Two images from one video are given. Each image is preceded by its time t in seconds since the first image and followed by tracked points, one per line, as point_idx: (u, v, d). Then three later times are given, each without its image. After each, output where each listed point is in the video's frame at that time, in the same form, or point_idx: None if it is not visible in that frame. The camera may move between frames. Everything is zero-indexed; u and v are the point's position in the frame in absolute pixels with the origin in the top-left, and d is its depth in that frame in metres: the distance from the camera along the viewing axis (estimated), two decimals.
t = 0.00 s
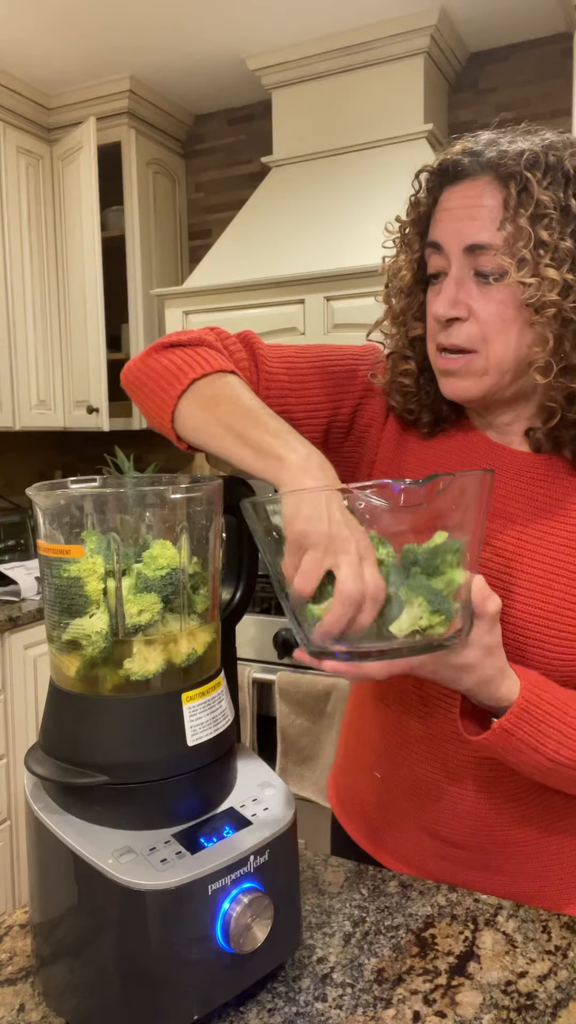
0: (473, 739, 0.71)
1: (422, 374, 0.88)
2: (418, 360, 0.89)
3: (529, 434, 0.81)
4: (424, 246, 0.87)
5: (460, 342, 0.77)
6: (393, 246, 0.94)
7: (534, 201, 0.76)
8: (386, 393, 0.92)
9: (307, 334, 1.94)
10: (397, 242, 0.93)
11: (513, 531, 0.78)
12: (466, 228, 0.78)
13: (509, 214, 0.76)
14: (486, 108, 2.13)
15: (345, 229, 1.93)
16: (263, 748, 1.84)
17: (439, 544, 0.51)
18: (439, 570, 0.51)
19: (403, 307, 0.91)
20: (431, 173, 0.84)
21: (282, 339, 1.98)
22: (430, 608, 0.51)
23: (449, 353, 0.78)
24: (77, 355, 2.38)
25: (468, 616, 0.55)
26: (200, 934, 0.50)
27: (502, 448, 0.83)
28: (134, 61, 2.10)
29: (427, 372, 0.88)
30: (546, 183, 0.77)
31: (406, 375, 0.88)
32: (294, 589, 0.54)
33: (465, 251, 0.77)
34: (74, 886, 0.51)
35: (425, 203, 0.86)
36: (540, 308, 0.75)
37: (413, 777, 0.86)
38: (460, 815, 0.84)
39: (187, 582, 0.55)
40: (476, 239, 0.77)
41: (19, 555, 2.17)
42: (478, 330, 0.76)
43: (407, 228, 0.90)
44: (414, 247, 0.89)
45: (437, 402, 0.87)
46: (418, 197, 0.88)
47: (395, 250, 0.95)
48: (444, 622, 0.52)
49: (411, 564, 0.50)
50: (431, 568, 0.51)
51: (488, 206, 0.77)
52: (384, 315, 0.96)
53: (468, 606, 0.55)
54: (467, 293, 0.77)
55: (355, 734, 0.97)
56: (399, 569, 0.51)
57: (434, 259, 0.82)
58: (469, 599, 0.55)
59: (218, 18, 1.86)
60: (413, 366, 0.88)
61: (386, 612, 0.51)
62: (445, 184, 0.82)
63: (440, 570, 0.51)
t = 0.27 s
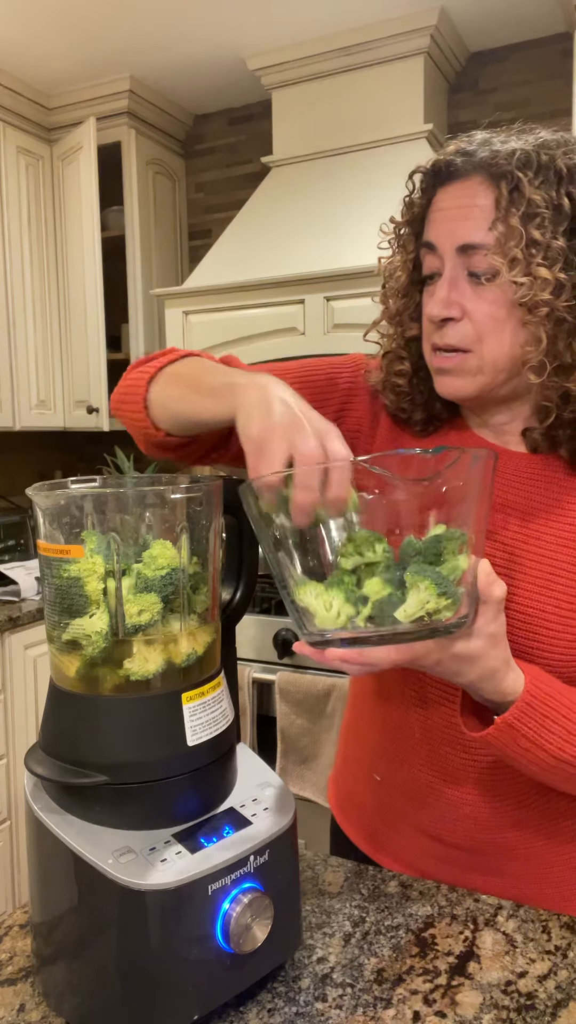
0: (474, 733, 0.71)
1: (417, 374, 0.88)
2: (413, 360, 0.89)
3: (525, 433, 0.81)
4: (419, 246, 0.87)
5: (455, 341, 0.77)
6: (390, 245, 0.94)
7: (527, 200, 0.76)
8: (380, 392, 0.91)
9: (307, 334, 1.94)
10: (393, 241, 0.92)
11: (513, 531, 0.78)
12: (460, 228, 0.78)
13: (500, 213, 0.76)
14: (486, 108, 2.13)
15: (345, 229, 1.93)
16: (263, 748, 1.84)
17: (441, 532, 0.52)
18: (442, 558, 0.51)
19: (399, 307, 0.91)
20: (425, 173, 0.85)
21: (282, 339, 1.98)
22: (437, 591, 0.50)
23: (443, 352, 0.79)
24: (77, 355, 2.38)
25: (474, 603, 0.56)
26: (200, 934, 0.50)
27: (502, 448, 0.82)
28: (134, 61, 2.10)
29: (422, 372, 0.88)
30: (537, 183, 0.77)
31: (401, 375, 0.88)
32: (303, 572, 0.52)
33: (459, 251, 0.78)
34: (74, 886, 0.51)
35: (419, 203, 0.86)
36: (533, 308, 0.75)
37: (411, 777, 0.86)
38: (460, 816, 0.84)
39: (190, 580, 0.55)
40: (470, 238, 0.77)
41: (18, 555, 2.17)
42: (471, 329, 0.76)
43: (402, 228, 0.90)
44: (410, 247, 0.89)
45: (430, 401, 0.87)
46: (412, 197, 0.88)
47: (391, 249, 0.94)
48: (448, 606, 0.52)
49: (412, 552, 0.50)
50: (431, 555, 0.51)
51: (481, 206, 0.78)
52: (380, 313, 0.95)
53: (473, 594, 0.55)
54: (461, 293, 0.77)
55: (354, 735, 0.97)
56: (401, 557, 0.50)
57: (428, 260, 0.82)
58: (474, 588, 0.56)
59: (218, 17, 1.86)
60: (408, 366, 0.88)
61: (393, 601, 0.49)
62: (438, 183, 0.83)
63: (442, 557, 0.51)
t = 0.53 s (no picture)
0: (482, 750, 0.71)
1: (409, 374, 0.89)
2: (405, 360, 0.90)
3: (520, 435, 0.80)
4: (412, 244, 0.87)
5: (447, 338, 0.77)
6: (384, 244, 0.95)
7: (519, 199, 0.76)
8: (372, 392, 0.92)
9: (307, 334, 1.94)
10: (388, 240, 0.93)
11: (512, 531, 0.78)
12: (453, 226, 0.78)
13: (491, 209, 0.76)
14: (486, 108, 2.13)
15: (345, 229, 1.93)
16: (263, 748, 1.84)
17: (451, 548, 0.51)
18: (454, 575, 0.50)
19: (394, 306, 0.92)
20: (419, 172, 0.85)
21: (282, 339, 1.98)
22: (451, 612, 0.49)
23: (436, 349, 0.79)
24: (77, 355, 2.38)
25: (485, 622, 0.55)
26: (200, 934, 0.50)
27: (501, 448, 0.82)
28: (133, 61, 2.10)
29: (414, 372, 0.89)
30: (529, 179, 0.77)
31: (393, 375, 0.89)
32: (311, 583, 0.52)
33: (452, 248, 0.78)
34: (74, 886, 0.51)
35: (413, 200, 0.86)
36: (523, 304, 0.75)
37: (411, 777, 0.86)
38: (459, 816, 0.84)
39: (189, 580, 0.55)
40: (463, 236, 0.77)
41: (18, 555, 2.17)
42: (462, 327, 0.76)
43: (396, 226, 0.90)
44: (404, 245, 0.89)
45: (423, 400, 0.87)
46: (406, 194, 0.88)
47: (386, 247, 0.95)
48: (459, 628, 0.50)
49: (421, 569, 0.50)
50: (445, 572, 0.50)
51: (474, 203, 0.78)
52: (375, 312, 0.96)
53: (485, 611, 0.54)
54: (453, 291, 0.77)
55: (353, 735, 0.98)
56: (408, 576, 0.50)
57: (422, 258, 0.82)
58: (487, 602, 0.54)
59: (218, 17, 1.86)
60: (399, 366, 0.89)
61: (400, 620, 0.48)
62: (432, 179, 0.82)
63: (455, 574, 0.50)
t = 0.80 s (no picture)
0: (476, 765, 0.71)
1: (408, 382, 0.89)
2: (403, 369, 0.89)
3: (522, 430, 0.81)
4: (419, 247, 0.84)
5: (465, 342, 0.76)
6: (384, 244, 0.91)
7: (542, 198, 0.76)
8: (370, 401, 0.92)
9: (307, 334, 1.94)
10: (389, 242, 0.89)
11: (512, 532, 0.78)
12: (468, 226, 0.76)
13: (520, 210, 0.75)
14: (486, 108, 2.12)
15: (345, 229, 1.93)
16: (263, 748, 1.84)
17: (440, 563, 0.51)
18: (442, 591, 0.50)
19: (393, 312, 0.90)
20: (425, 171, 0.82)
21: (282, 339, 1.98)
22: (440, 631, 0.50)
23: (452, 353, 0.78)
24: (77, 355, 2.38)
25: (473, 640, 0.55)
26: (200, 934, 0.50)
27: (503, 448, 0.82)
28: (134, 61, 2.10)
29: (413, 380, 0.89)
30: (549, 178, 0.77)
31: (392, 386, 0.88)
32: (298, 595, 0.52)
33: (468, 251, 0.76)
34: (74, 886, 0.51)
35: (418, 200, 0.83)
36: (558, 305, 0.75)
37: (409, 776, 0.86)
38: (459, 815, 0.84)
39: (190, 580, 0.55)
40: (479, 238, 0.75)
41: (19, 555, 2.17)
42: (481, 331, 0.75)
43: (400, 228, 0.86)
44: (407, 248, 0.86)
45: (423, 409, 0.88)
46: (410, 192, 0.85)
47: (384, 247, 0.92)
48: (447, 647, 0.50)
49: (409, 585, 0.50)
50: (432, 589, 0.50)
51: (488, 203, 0.75)
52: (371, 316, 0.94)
53: (474, 628, 0.54)
54: (472, 293, 0.75)
55: (353, 736, 0.98)
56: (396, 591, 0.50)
57: (431, 260, 0.79)
58: (475, 619, 0.54)
59: (217, 17, 1.85)
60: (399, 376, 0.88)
61: (390, 636, 0.48)
62: (441, 180, 0.80)
63: (443, 590, 0.50)
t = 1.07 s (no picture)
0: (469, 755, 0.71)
1: (418, 383, 0.88)
2: (412, 369, 0.88)
3: (526, 430, 0.80)
4: (427, 249, 0.84)
5: (476, 344, 0.76)
6: (389, 247, 0.91)
7: (549, 201, 0.76)
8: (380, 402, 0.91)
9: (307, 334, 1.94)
10: (395, 245, 0.89)
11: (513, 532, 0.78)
12: (475, 228, 0.76)
13: (528, 213, 0.75)
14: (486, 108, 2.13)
15: (345, 229, 1.93)
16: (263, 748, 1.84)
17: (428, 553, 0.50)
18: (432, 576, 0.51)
19: (400, 316, 0.89)
20: (431, 173, 0.82)
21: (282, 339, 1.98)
22: (433, 618, 0.50)
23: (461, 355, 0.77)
24: (77, 355, 2.38)
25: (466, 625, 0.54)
26: (200, 934, 0.50)
27: (504, 449, 0.82)
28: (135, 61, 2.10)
29: (422, 381, 0.88)
30: (556, 181, 0.77)
31: (403, 386, 0.87)
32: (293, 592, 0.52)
33: (477, 254, 0.76)
34: (74, 886, 0.51)
35: (425, 203, 0.83)
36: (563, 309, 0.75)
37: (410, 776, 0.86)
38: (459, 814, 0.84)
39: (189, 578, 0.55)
40: (489, 241, 0.75)
41: (19, 555, 2.17)
42: (491, 333, 0.75)
43: (407, 231, 0.87)
44: (415, 250, 0.86)
45: (433, 409, 0.87)
46: (417, 195, 0.85)
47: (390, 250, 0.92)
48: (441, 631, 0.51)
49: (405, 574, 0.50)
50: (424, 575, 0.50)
51: (496, 204, 0.75)
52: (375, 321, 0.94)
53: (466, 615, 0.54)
54: (483, 294, 0.75)
55: (352, 735, 0.97)
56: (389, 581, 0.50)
57: (438, 261, 0.79)
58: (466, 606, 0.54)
59: (217, 18, 1.86)
60: (409, 376, 0.87)
61: (384, 628, 0.49)
62: (445, 184, 0.80)
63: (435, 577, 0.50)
